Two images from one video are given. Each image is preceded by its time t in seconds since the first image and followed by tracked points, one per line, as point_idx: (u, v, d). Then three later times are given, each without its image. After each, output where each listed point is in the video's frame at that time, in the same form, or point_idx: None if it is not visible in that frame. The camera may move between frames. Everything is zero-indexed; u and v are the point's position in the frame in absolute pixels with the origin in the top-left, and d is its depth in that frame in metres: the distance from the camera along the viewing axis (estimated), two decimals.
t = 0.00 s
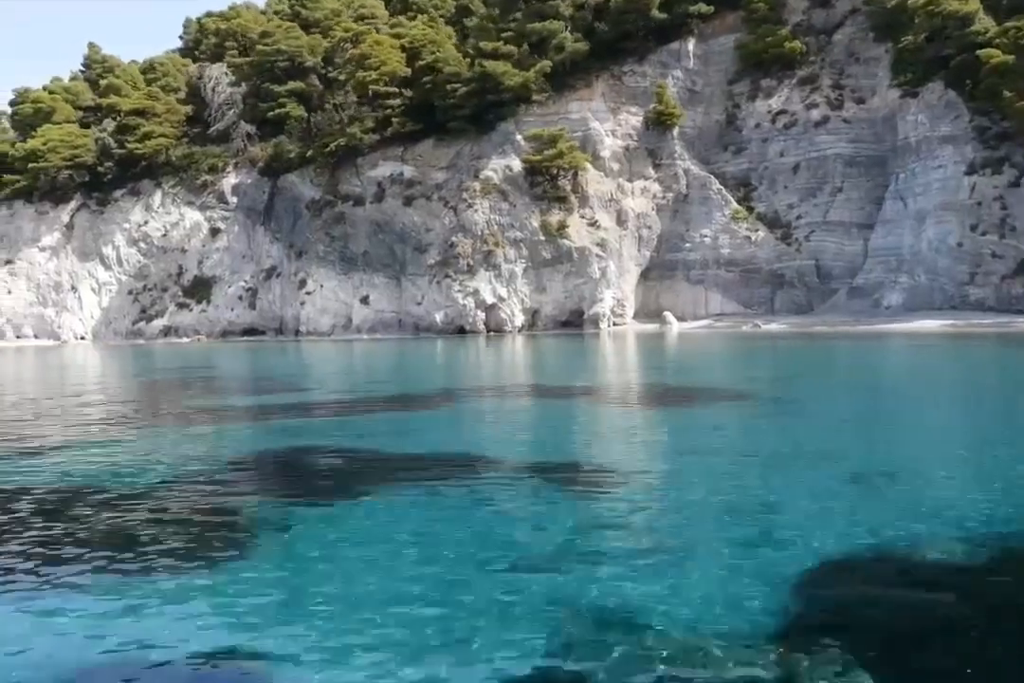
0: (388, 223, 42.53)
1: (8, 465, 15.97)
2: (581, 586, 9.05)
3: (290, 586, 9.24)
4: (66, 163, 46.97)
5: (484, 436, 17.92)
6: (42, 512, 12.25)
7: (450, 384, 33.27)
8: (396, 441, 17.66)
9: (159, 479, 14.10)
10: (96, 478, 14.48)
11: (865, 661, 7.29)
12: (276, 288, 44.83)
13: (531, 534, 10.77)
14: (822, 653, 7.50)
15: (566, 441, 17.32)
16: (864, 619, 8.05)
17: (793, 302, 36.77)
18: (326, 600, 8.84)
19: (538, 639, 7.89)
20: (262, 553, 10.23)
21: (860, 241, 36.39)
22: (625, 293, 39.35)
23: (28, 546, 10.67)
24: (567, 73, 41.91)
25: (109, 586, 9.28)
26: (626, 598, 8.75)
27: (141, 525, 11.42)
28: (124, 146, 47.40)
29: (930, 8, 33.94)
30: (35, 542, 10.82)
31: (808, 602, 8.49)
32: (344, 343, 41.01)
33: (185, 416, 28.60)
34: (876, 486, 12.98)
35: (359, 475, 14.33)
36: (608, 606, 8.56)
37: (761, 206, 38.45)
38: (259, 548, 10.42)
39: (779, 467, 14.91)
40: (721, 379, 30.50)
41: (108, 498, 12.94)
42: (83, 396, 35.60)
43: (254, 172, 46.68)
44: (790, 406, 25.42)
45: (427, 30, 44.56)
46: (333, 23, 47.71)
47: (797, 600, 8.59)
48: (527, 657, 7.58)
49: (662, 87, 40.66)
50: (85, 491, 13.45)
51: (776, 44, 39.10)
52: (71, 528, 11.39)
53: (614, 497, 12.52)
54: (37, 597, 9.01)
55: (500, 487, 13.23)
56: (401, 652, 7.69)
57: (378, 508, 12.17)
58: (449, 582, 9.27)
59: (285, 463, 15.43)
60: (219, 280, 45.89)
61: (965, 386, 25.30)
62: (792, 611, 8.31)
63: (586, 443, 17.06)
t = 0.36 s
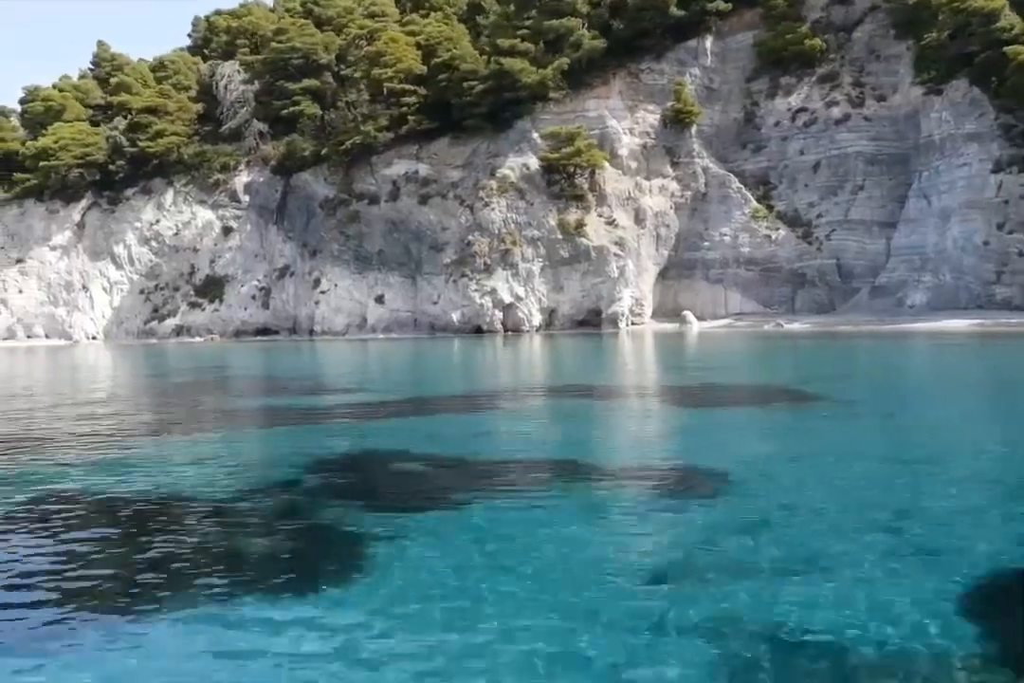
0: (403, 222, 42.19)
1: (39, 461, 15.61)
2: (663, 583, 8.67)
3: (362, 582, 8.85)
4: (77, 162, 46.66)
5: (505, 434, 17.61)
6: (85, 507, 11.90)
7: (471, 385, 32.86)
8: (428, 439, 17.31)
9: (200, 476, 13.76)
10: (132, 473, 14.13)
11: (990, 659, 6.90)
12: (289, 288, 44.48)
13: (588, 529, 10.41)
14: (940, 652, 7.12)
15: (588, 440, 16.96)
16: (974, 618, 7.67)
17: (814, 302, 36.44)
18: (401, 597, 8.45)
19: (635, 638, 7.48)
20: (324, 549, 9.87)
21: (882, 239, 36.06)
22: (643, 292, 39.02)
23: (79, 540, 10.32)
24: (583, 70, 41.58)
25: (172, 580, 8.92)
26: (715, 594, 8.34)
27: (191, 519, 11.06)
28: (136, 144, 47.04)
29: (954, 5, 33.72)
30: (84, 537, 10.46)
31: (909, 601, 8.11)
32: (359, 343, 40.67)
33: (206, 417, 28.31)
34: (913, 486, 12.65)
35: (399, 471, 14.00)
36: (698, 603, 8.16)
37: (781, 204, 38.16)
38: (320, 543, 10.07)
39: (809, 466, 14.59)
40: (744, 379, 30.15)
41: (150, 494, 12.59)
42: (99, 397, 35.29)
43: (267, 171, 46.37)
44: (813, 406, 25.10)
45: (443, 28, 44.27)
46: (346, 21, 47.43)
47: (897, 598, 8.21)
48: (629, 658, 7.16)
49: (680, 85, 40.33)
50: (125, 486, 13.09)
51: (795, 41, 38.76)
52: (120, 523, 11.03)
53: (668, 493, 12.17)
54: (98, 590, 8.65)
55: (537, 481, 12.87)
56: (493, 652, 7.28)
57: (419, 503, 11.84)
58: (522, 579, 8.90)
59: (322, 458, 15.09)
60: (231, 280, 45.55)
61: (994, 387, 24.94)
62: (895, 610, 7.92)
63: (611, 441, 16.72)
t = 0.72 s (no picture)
0: (418, 220, 41.90)
1: (74, 464, 15.30)
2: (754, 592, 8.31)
3: (438, 588, 8.55)
4: (88, 159, 46.37)
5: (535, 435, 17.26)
6: (134, 511, 11.60)
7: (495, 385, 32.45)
8: (465, 439, 17.02)
9: (243, 480, 13.45)
10: (173, 477, 13.82)
11: None
12: (303, 286, 44.13)
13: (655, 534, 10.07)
14: None
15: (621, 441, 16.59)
16: None
17: (836, 300, 36.15)
18: (481, 605, 8.12)
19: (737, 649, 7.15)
20: (390, 553, 9.59)
21: (904, 238, 35.75)
22: (662, 291, 38.74)
23: (134, 546, 10.02)
24: (600, 68, 41.31)
25: (240, 586, 8.63)
26: (812, 604, 7.99)
27: (245, 526, 10.76)
28: (148, 142, 46.58)
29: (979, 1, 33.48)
30: (138, 543, 10.14)
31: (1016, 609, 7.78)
32: (374, 342, 40.34)
33: (229, 417, 28.02)
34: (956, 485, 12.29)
35: (446, 473, 13.68)
36: (796, 613, 7.83)
37: (801, 202, 37.89)
38: (383, 549, 9.76)
39: (845, 464, 14.20)
40: (766, 378, 29.88)
41: (197, 498, 12.29)
42: (116, 396, 35.00)
43: (280, 169, 46.09)
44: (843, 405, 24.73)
45: (458, 24, 43.95)
46: (360, 18, 47.16)
47: (1002, 605, 7.88)
48: (739, 671, 6.81)
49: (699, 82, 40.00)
50: (169, 490, 12.78)
51: (816, 38, 38.39)
52: (172, 529, 10.73)
53: (728, 497, 11.82)
54: (166, 597, 8.35)
55: (586, 487, 12.53)
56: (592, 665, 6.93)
57: (472, 508, 11.46)
58: (605, 587, 8.54)
59: (364, 460, 14.79)
60: (244, 278, 45.25)
61: None
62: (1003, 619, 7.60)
63: (646, 442, 16.37)
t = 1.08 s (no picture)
0: (433, 219, 41.58)
1: (111, 463, 15.02)
2: (851, 592, 7.96)
3: (520, 587, 8.23)
4: (100, 158, 46.09)
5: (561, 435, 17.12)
6: (185, 512, 11.33)
7: (515, 386, 31.88)
8: (503, 438, 16.77)
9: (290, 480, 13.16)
10: (217, 477, 13.53)
11: None
12: (317, 285, 43.77)
13: (727, 534, 9.75)
14: None
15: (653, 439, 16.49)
16: None
17: (858, 299, 35.83)
18: (570, 605, 7.78)
19: (845, 653, 6.81)
20: (462, 553, 9.29)
21: (927, 236, 35.42)
22: (681, 290, 38.42)
23: (194, 548, 9.73)
24: (617, 65, 41.02)
25: (313, 586, 8.33)
26: (911, 606, 7.64)
27: (304, 527, 10.47)
28: (160, 140, 46.15)
29: None
30: (195, 544, 9.83)
31: None
32: (389, 342, 39.99)
33: (250, 417, 27.82)
34: (999, 483, 11.93)
35: (496, 473, 13.44)
36: (897, 616, 7.47)
37: (821, 201, 37.61)
38: (449, 549, 9.43)
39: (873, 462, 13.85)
40: (792, 378, 29.45)
41: (247, 499, 12.01)
42: (130, 396, 34.67)
43: (293, 167, 45.77)
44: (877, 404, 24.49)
45: (474, 21, 43.63)
46: (373, 15, 46.85)
47: None
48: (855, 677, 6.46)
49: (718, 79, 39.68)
50: (216, 491, 12.49)
51: (835, 35, 38.09)
52: (229, 529, 10.45)
53: (795, 496, 11.52)
54: (238, 597, 8.06)
55: (643, 483, 12.26)
56: (699, 672, 6.56)
57: (533, 506, 11.19)
58: (697, 587, 8.19)
59: (407, 462, 14.52)
60: (257, 277, 44.91)
61: None
62: None
63: (681, 441, 16.26)
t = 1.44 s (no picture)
0: (449, 217, 41.23)
1: (145, 464, 14.68)
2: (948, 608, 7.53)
3: (601, 596, 7.86)
4: (111, 156, 45.75)
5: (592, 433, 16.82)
6: (233, 515, 10.98)
7: (536, 386, 31.45)
8: (542, 437, 16.43)
9: (334, 483, 12.82)
10: (258, 478, 13.18)
11: None
12: (330, 284, 43.36)
13: (802, 541, 9.36)
14: None
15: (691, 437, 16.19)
16: None
17: (880, 298, 35.49)
18: (659, 617, 7.37)
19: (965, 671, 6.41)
20: (533, 560, 8.91)
21: (950, 234, 35.05)
22: (699, 289, 38.07)
23: (250, 554, 9.37)
24: (634, 62, 40.69)
25: (384, 597, 7.95)
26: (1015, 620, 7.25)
27: (360, 533, 10.11)
28: (171, 138, 45.78)
29: None
30: (251, 551, 9.48)
31: None
32: (404, 341, 39.62)
33: (271, 416, 27.48)
34: None
35: (547, 473, 13.09)
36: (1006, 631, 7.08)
37: (842, 199, 37.28)
38: (514, 557, 9.06)
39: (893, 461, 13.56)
40: (817, 377, 29.00)
41: (294, 502, 11.66)
42: (143, 396, 34.22)
43: (306, 165, 45.47)
44: (910, 402, 24.13)
45: (490, 18, 43.34)
46: (387, 12, 46.55)
47: None
48: None
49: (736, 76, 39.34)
50: (260, 493, 12.13)
51: (856, 31, 37.85)
52: (282, 535, 10.09)
53: (864, 498, 11.15)
54: (307, 608, 7.68)
55: (695, 487, 11.90)
56: None
57: (592, 510, 10.83)
58: (786, 598, 7.77)
59: (449, 463, 14.19)
60: (270, 276, 44.55)
61: None
62: None
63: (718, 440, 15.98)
